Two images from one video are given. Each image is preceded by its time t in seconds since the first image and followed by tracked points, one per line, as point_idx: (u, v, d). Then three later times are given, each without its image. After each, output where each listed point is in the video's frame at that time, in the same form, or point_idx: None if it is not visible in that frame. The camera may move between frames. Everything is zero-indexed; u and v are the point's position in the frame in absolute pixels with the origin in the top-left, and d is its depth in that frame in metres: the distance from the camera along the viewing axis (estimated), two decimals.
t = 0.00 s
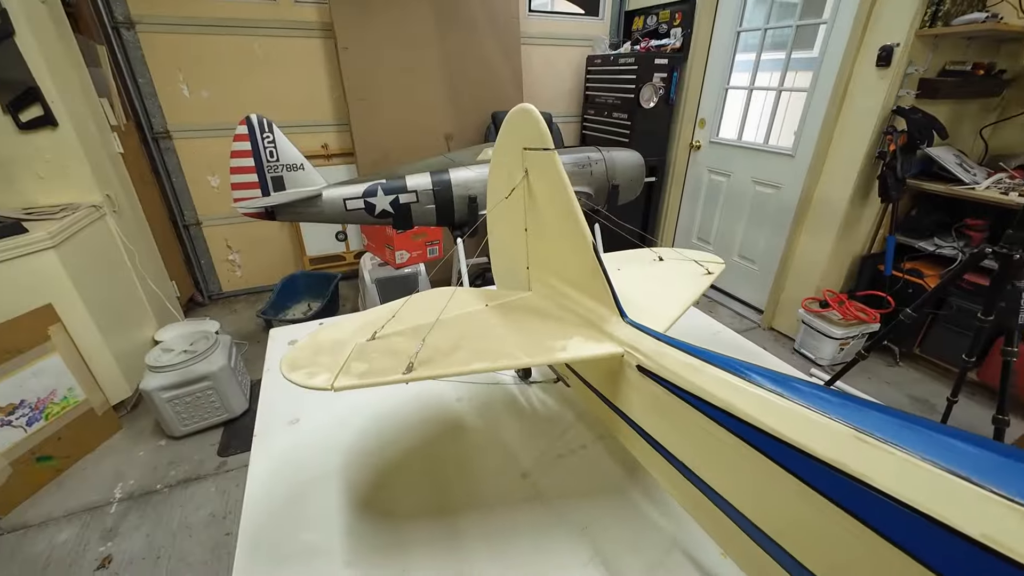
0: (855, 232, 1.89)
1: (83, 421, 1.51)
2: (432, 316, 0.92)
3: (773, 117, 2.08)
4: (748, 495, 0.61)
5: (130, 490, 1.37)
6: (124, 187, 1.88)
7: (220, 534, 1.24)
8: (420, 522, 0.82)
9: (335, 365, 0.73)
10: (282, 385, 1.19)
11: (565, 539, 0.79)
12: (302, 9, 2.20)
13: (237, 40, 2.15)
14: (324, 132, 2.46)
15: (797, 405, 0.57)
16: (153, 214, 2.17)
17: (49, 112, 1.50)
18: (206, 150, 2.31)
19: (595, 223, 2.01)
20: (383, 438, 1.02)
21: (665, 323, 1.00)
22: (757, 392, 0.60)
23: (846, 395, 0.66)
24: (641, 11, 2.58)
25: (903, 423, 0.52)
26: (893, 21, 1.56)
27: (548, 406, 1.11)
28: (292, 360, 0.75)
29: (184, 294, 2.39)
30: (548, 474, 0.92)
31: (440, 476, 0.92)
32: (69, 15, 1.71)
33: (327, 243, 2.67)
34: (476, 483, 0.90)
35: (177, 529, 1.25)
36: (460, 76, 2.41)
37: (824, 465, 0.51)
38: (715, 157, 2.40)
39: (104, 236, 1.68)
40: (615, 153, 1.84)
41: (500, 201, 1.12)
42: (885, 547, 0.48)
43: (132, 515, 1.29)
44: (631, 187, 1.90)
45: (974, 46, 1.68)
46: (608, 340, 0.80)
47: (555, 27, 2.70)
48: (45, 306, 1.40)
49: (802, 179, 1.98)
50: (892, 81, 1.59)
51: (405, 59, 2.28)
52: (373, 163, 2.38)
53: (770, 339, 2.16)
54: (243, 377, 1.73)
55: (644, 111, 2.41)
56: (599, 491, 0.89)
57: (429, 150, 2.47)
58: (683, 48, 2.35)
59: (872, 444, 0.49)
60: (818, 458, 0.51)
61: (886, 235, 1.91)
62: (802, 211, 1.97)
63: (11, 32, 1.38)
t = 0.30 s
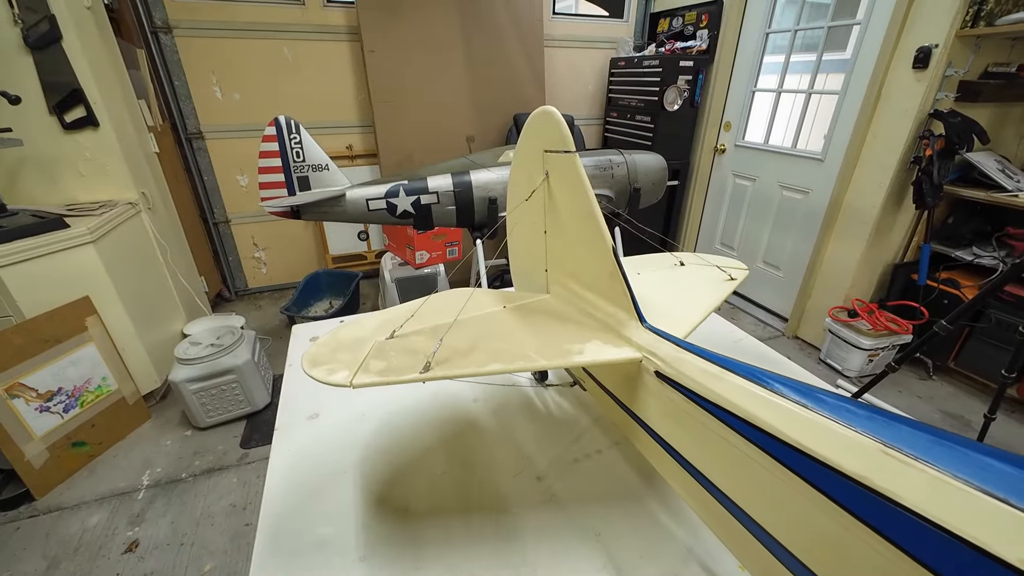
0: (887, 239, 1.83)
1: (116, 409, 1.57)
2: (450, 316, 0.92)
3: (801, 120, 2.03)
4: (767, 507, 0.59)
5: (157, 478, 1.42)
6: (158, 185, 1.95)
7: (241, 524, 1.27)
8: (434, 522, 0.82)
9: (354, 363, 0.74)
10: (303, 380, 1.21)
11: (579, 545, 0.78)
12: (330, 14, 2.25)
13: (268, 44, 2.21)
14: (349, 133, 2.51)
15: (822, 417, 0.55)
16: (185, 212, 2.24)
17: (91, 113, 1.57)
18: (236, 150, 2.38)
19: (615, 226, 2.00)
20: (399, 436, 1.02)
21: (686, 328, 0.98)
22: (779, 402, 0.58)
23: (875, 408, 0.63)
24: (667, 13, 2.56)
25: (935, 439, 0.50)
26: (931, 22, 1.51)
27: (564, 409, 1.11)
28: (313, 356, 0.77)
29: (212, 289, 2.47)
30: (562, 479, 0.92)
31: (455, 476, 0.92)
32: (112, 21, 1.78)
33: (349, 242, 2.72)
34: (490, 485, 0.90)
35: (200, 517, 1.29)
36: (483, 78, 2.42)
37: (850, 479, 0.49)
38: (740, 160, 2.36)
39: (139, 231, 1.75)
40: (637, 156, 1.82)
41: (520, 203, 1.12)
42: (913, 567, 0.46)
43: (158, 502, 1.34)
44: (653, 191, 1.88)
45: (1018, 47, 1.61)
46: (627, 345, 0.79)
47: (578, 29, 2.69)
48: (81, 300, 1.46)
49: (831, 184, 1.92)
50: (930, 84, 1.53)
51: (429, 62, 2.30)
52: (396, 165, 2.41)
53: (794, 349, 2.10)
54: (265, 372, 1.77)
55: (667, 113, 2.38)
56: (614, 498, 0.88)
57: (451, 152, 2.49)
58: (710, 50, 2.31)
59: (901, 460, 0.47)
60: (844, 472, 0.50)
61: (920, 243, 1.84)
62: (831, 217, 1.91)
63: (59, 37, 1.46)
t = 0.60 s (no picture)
0: (888, 240, 1.83)
1: (117, 410, 1.57)
2: (451, 317, 0.92)
3: (803, 121, 2.02)
4: (768, 508, 0.59)
5: (158, 478, 1.42)
6: (160, 186, 1.96)
7: (242, 524, 1.27)
8: (434, 522, 0.82)
9: (356, 363, 0.74)
10: (305, 381, 1.22)
11: (579, 546, 0.78)
12: (332, 15, 2.25)
13: (270, 45, 2.22)
14: (350, 134, 2.51)
15: (825, 418, 0.55)
16: (187, 212, 2.25)
17: (94, 114, 1.58)
18: (238, 151, 2.39)
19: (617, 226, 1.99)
20: (400, 437, 1.02)
21: (687, 329, 0.98)
22: (781, 403, 0.58)
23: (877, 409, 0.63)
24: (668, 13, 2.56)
25: (938, 440, 0.50)
26: (933, 22, 1.51)
27: (565, 410, 1.11)
28: (314, 357, 0.77)
29: (213, 289, 2.47)
30: (563, 479, 0.91)
31: (456, 477, 0.92)
32: (114, 22, 1.79)
33: (351, 243, 2.73)
34: (491, 485, 0.90)
35: (201, 517, 1.29)
36: (484, 79, 2.43)
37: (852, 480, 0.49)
38: (742, 161, 2.35)
39: (141, 232, 1.75)
40: (638, 157, 1.82)
41: (521, 204, 1.12)
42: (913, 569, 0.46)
43: (159, 502, 1.34)
44: (655, 191, 1.88)
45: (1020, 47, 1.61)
46: (628, 345, 0.79)
47: (579, 30, 2.69)
48: (84, 300, 1.46)
49: (832, 185, 1.92)
50: (931, 84, 1.53)
51: (430, 63, 2.31)
52: (397, 165, 2.41)
53: (796, 349, 2.10)
54: (267, 372, 1.77)
55: (669, 114, 2.38)
56: (615, 499, 0.87)
57: (452, 153, 2.49)
58: (711, 50, 2.31)
59: (904, 463, 0.47)
60: (846, 473, 0.49)
61: (922, 244, 1.83)
62: (832, 218, 1.91)
63: (62, 38, 1.46)
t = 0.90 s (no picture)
0: (889, 240, 1.82)
1: (118, 411, 1.57)
2: (452, 317, 0.92)
3: (803, 121, 2.02)
4: (768, 509, 0.59)
5: (159, 478, 1.42)
6: (161, 186, 1.96)
7: (242, 525, 1.27)
8: (435, 523, 0.82)
9: (356, 363, 0.74)
10: (305, 381, 1.22)
11: (579, 546, 0.78)
12: (332, 15, 2.26)
13: (271, 46, 2.22)
14: (350, 135, 2.51)
15: (826, 419, 0.54)
16: (188, 213, 2.25)
17: (95, 115, 1.58)
18: (239, 152, 2.39)
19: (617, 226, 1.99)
20: (400, 438, 1.02)
21: (687, 329, 0.98)
22: (782, 403, 0.58)
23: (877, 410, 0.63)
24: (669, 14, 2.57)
25: (938, 441, 0.50)
26: (934, 23, 1.51)
27: (565, 411, 1.11)
28: (314, 357, 0.77)
29: (214, 290, 2.47)
30: (564, 480, 0.91)
31: (456, 478, 0.92)
32: (115, 24, 1.80)
33: (351, 243, 2.73)
34: (492, 486, 0.90)
35: (201, 518, 1.29)
36: (485, 80, 2.43)
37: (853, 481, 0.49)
38: (742, 161, 2.35)
39: (142, 233, 1.76)
40: (638, 157, 1.82)
41: (522, 205, 1.12)
42: (913, 569, 0.46)
43: (160, 502, 1.34)
44: (655, 192, 1.88)
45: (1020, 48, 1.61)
46: (629, 346, 0.79)
47: (580, 30, 2.70)
48: (86, 300, 1.47)
49: (833, 185, 1.92)
50: (932, 85, 1.52)
51: (431, 64, 2.31)
52: (398, 166, 2.42)
53: (797, 350, 2.09)
54: (268, 372, 1.78)
55: (669, 114, 2.38)
56: (616, 499, 0.87)
57: (453, 154, 2.49)
58: (711, 51, 2.31)
59: (905, 463, 0.47)
60: (847, 474, 0.49)
61: (923, 245, 1.83)
62: (833, 218, 1.91)
63: (63, 39, 1.47)
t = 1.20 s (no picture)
0: (890, 241, 1.82)
1: (119, 411, 1.57)
2: (452, 317, 0.92)
3: (804, 122, 2.02)
4: (768, 510, 0.59)
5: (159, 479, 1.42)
6: (162, 187, 1.96)
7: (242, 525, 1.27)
8: (435, 523, 0.82)
9: (356, 363, 0.75)
10: (306, 382, 1.22)
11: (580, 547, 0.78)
12: (333, 16, 2.26)
13: (271, 46, 2.22)
14: (351, 135, 2.51)
15: (826, 420, 0.54)
16: (188, 213, 2.25)
17: (96, 116, 1.58)
18: (240, 152, 2.39)
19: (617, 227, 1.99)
20: (400, 438, 1.02)
21: (688, 330, 0.98)
22: (783, 404, 0.58)
23: (878, 411, 0.63)
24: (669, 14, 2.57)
25: (940, 441, 0.50)
26: (934, 22, 1.51)
27: (566, 411, 1.11)
28: (315, 357, 0.77)
29: (214, 290, 2.47)
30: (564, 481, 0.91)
31: (456, 478, 0.92)
32: (116, 25, 1.80)
33: (352, 244, 2.73)
34: (492, 486, 0.90)
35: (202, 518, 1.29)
36: (485, 80, 2.43)
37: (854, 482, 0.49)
38: (743, 162, 2.35)
39: (143, 233, 1.76)
40: (639, 157, 1.82)
41: (522, 205, 1.12)
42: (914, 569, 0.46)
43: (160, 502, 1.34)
44: (655, 192, 1.87)
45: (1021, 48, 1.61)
46: (629, 346, 0.80)
47: (580, 31, 2.70)
48: (87, 300, 1.47)
49: (833, 185, 1.92)
50: (933, 85, 1.52)
51: (432, 64, 2.31)
52: (399, 166, 2.42)
53: (798, 351, 2.09)
54: (268, 373, 1.78)
55: (669, 115, 2.38)
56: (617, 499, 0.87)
57: (453, 154, 2.49)
58: (711, 51, 2.31)
59: (906, 464, 0.47)
60: (849, 475, 0.49)
61: (923, 245, 1.83)
62: (834, 218, 1.90)
63: (64, 40, 1.47)
